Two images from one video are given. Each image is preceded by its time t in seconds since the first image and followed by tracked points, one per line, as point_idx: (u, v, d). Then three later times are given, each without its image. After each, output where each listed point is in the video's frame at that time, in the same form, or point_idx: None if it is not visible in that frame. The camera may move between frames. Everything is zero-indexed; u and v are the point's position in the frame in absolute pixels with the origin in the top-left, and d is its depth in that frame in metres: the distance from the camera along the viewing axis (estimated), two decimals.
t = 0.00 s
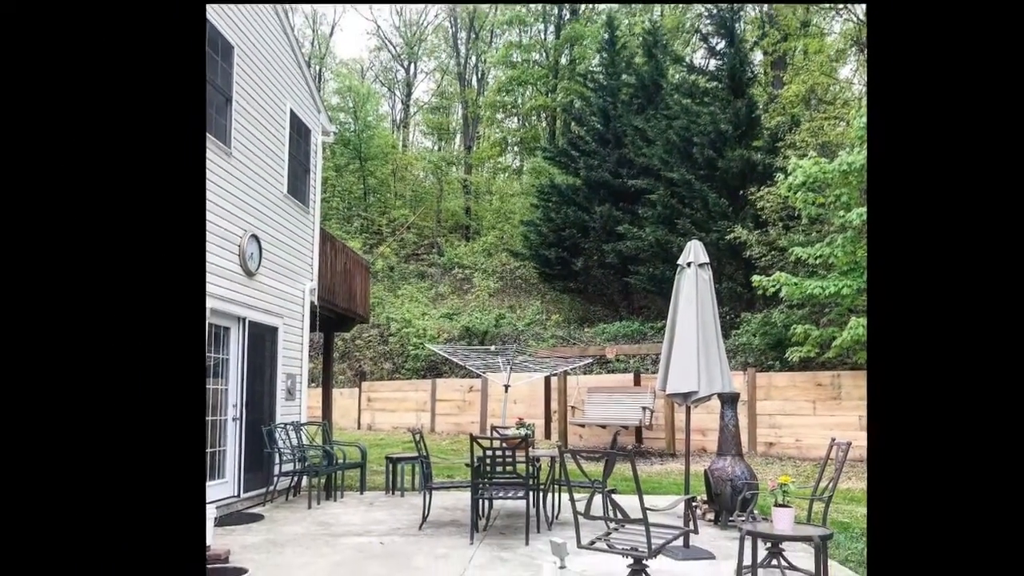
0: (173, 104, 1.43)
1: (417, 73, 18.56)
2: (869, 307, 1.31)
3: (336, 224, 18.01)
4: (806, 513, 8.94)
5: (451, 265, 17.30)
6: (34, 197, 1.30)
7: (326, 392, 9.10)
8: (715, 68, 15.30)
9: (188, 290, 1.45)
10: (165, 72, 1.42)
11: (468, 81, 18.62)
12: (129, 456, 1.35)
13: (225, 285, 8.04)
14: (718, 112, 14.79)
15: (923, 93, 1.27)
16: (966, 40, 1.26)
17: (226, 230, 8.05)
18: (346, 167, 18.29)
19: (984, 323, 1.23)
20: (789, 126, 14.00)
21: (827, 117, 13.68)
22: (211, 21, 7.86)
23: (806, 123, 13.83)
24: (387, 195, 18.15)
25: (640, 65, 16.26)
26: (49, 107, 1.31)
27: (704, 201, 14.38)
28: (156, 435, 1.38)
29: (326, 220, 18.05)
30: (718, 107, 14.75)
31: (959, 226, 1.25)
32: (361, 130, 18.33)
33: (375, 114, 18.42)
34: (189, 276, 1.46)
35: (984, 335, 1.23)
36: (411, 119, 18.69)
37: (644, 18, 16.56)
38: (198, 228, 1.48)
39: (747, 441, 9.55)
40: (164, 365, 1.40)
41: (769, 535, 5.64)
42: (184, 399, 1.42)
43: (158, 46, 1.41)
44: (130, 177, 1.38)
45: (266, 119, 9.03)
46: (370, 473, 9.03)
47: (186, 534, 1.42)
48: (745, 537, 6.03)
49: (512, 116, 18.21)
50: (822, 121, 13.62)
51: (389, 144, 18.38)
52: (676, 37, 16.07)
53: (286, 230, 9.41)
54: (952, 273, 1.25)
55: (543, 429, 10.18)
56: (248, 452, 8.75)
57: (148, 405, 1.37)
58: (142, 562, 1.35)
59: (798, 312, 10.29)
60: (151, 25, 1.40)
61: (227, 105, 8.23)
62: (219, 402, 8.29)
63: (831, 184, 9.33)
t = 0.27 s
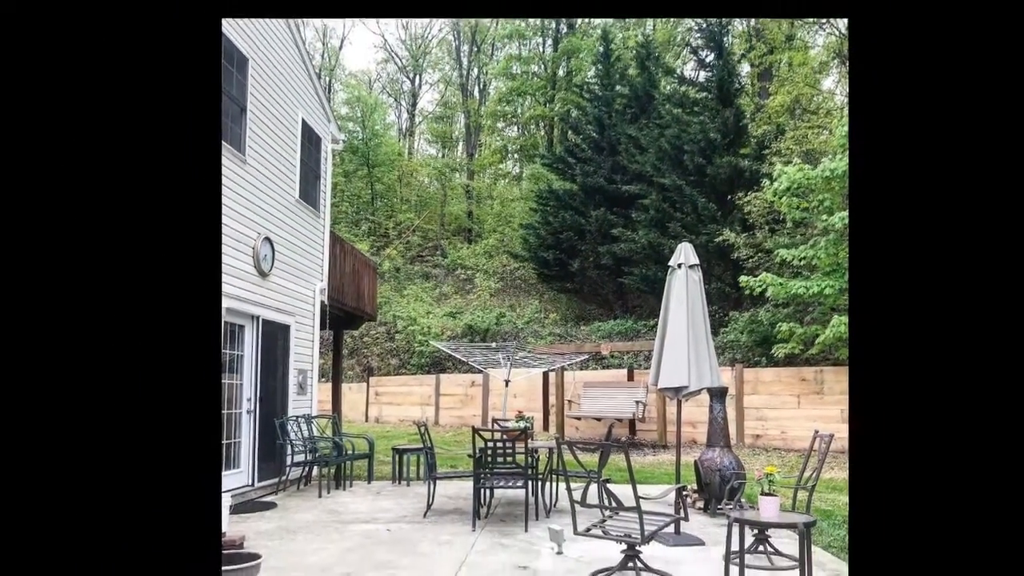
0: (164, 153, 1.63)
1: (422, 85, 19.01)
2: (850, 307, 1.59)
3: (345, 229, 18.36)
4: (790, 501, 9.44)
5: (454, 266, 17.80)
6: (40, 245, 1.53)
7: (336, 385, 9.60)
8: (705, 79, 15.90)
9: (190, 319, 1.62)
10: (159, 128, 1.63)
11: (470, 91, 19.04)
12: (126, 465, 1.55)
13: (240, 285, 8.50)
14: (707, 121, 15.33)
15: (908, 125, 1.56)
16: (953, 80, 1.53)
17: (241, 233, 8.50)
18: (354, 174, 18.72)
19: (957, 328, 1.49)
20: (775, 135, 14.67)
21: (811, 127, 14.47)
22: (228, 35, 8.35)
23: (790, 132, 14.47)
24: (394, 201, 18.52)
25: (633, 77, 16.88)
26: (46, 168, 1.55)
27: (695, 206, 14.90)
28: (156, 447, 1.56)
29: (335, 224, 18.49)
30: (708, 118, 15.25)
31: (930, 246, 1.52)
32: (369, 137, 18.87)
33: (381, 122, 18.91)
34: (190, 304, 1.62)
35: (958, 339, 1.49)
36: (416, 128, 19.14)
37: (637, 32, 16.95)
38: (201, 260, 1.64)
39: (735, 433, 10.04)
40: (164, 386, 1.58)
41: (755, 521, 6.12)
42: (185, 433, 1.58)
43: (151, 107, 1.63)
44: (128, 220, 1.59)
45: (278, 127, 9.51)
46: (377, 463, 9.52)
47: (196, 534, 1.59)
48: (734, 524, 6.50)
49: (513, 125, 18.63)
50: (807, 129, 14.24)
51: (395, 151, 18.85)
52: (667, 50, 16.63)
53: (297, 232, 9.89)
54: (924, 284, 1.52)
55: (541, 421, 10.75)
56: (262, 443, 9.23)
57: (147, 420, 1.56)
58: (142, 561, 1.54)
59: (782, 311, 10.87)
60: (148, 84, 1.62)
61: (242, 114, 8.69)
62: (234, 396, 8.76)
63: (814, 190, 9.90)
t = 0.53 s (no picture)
0: (172, 231, 2.03)
1: (427, 95, 19.51)
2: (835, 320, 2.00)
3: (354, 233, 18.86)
4: (774, 490, 9.99)
5: (458, 268, 18.31)
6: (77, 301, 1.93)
7: (346, 380, 10.17)
8: (694, 91, 16.51)
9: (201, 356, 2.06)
10: (169, 206, 2.04)
11: (473, 102, 19.56)
12: (129, 479, 1.95)
13: (255, 285, 9.01)
14: (695, 131, 16.01)
15: (892, 181, 1.94)
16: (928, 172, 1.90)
17: (257, 235, 9.01)
18: (362, 181, 19.29)
19: (943, 352, 1.87)
20: (761, 143, 15.35)
21: (794, 135, 15.12)
22: (242, 49, 8.92)
23: (775, 140, 15.15)
24: (401, 205, 19.12)
25: (626, 88, 17.46)
26: (75, 240, 1.95)
27: (684, 210, 15.58)
28: (165, 464, 1.99)
29: (345, 228, 19.05)
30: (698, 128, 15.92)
31: (915, 284, 1.91)
32: (375, 143, 19.33)
33: (389, 128, 19.52)
34: (201, 347, 2.04)
35: (931, 358, 1.88)
36: (420, 136, 19.62)
37: (630, 45, 17.56)
38: (214, 311, 2.07)
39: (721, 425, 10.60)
40: (175, 414, 1.99)
41: (742, 509, 6.60)
42: (190, 445, 2.03)
43: (160, 189, 2.03)
44: (138, 310, 1.99)
45: (291, 136, 10.06)
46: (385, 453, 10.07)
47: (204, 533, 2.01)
48: (723, 511, 7.00)
49: (512, 133, 19.21)
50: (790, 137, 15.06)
51: (401, 158, 19.35)
52: (659, 62, 17.21)
53: (309, 235, 10.45)
54: (899, 313, 1.92)
55: (539, 414, 11.37)
56: (277, 434, 9.77)
57: (153, 454, 1.97)
58: (143, 562, 1.94)
59: (768, 310, 11.56)
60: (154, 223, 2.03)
61: (257, 123, 9.23)
62: (249, 390, 9.28)
63: (797, 195, 10.69)
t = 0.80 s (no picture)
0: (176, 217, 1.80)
1: (432, 107, 20.80)
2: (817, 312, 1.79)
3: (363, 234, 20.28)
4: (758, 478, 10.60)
5: (461, 269, 19.33)
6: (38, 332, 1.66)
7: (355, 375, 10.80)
8: (683, 103, 17.01)
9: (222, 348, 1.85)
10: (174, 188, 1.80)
11: (475, 112, 20.72)
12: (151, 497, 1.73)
13: (270, 286, 9.57)
14: (686, 140, 16.55)
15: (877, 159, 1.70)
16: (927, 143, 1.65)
17: (271, 239, 9.57)
18: (372, 187, 20.51)
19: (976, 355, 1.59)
20: (746, 151, 15.90)
21: (778, 145, 15.68)
22: (259, 64, 9.48)
23: (760, 149, 15.71)
24: (407, 210, 20.18)
25: (620, 100, 18.06)
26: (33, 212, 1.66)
27: (674, 215, 16.12)
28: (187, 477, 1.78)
29: (354, 231, 20.35)
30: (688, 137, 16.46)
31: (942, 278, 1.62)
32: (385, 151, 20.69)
33: (397, 137, 20.89)
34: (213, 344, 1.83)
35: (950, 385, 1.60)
36: (425, 144, 20.87)
37: (623, 60, 18.18)
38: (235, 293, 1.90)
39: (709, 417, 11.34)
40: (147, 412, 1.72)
41: (730, 496, 7.08)
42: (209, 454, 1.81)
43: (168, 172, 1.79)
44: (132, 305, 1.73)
45: (303, 145, 10.67)
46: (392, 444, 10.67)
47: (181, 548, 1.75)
48: (711, 498, 7.49)
49: (512, 142, 20.03)
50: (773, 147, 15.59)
51: (408, 165, 20.65)
52: (650, 76, 17.63)
53: (320, 237, 11.05)
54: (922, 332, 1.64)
55: (538, 406, 12.02)
56: (289, 425, 10.38)
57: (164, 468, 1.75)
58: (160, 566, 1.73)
59: (753, 308, 12.25)
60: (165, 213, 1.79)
61: (272, 134, 9.80)
62: (265, 384, 9.86)
63: (780, 201, 11.31)
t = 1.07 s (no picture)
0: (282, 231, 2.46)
1: (437, 118, 22.02)
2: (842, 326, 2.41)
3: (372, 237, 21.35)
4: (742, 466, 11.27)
5: (464, 270, 20.35)
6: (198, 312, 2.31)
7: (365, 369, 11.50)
8: (673, 114, 17.76)
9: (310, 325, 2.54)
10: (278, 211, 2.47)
11: (477, 123, 21.85)
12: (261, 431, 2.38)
13: (286, 286, 10.23)
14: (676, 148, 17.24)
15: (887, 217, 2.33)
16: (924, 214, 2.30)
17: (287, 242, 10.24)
18: (380, 194, 21.62)
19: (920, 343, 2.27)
20: (733, 159, 16.57)
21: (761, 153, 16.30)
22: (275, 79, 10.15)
23: (745, 156, 16.37)
24: (413, 215, 21.35)
25: (613, 111, 18.67)
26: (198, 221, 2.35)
27: (664, 220, 16.82)
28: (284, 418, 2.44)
29: (363, 234, 21.42)
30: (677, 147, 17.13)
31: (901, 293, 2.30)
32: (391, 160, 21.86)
33: (403, 148, 22.01)
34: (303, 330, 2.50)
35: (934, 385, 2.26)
36: (430, 152, 21.99)
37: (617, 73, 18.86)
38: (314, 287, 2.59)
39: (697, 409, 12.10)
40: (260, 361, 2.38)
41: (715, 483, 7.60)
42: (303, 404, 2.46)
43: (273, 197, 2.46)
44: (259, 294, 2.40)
45: (316, 153, 11.33)
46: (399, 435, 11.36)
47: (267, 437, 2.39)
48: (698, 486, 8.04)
49: (512, 151, 20.82)
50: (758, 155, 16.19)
51: (414, 172, 21.76)
52: (642, 89, 18.30)
53: (331, 240, 11.73)
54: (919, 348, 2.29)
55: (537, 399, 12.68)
56: (303, 416, 11.09)
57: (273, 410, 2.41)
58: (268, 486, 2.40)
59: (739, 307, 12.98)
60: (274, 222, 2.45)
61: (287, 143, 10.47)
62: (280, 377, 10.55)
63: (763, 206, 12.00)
